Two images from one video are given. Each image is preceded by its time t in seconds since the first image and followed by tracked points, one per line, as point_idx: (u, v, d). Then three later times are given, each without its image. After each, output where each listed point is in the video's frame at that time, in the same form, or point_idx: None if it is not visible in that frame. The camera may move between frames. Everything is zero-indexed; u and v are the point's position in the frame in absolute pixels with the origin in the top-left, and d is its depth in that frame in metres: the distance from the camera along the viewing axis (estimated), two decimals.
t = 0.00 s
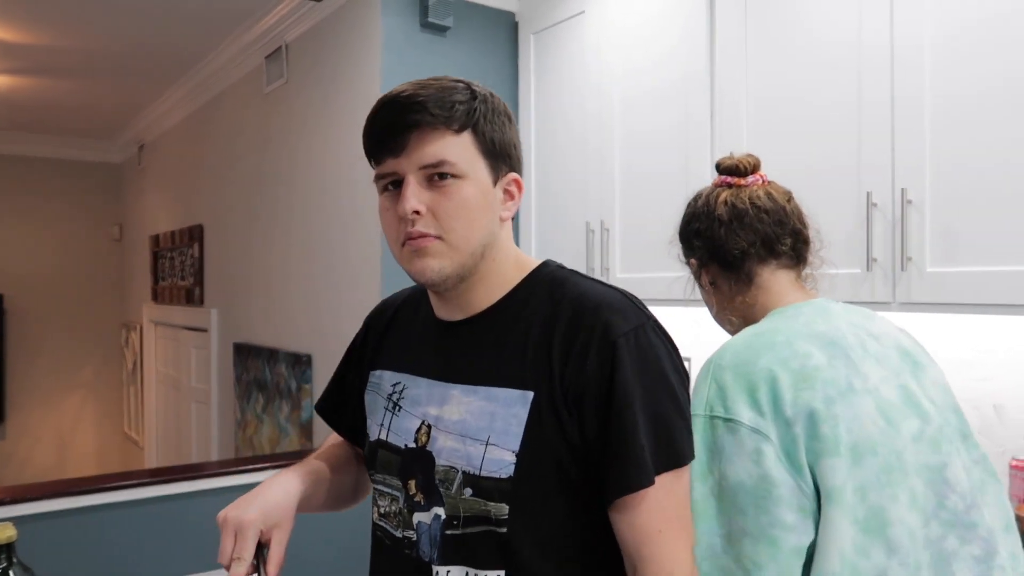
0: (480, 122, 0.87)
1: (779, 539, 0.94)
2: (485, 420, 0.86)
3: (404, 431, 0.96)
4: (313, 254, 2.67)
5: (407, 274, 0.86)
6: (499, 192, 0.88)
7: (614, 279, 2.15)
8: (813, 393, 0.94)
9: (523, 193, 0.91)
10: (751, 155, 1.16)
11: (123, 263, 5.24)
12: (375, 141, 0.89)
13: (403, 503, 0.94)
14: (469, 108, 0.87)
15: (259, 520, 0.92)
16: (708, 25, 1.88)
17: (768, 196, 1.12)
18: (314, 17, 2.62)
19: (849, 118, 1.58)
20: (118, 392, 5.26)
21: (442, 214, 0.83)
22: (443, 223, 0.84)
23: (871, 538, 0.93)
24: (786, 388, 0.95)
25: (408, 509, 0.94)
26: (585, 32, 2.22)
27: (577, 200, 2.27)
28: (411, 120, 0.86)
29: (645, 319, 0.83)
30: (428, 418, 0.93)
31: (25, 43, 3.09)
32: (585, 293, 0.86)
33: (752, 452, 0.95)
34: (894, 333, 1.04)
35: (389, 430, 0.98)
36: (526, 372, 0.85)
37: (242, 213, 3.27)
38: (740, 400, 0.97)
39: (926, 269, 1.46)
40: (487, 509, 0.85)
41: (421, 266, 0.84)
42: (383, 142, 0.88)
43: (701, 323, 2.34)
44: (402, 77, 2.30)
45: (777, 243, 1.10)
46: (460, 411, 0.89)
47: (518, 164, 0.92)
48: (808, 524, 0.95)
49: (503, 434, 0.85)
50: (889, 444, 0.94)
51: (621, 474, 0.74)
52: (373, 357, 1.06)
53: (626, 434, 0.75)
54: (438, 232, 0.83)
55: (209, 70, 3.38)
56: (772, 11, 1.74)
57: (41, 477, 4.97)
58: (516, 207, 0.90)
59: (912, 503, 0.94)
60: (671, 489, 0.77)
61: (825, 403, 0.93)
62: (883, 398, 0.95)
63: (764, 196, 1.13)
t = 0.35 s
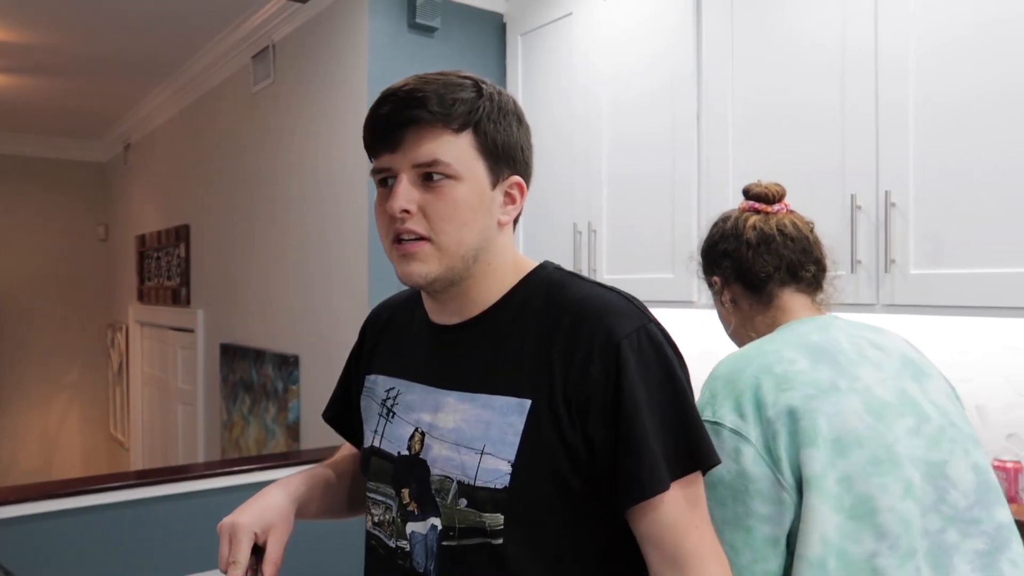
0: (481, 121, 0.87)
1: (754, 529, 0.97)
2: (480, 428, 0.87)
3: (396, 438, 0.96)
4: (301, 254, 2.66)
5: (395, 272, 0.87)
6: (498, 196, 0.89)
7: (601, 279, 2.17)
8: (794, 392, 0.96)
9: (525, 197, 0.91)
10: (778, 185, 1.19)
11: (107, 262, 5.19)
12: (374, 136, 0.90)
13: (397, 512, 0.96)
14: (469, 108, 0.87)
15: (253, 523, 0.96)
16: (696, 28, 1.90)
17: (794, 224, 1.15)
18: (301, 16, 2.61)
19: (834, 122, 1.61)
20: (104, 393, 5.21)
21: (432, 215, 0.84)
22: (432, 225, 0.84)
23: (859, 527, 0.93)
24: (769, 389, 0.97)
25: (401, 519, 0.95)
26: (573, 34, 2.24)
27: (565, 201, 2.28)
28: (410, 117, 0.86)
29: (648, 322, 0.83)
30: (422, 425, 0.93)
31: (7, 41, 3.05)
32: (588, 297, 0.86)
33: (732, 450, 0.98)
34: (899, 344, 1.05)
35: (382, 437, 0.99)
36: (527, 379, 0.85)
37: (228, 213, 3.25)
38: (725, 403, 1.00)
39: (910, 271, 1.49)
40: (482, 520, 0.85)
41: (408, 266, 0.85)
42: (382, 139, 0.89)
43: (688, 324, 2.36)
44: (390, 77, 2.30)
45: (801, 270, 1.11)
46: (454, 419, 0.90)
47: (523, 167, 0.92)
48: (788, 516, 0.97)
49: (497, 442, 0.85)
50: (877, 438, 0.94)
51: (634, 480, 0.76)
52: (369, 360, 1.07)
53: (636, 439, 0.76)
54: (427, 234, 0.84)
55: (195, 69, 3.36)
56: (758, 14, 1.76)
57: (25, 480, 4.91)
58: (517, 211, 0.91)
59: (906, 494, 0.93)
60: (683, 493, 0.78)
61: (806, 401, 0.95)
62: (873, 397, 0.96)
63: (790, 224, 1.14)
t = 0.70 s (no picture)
0: (484, 137, 0.87)
1: (791, 521, 1.02)
2: (462, 416, 0.87)
3: (379, 428, 0.95)
4: (298, 256, 2.66)
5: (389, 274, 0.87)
6: (492, 207, 0.89)
7: (598, 281, 2.17)
8: (831, 392, 1.01)
9: (517, 209, 0.92)
10: (807, 198, 1.27)
11: (104, 264, 5.19)
12: (378, 139, 0.89)
13: (380, 500, 0.94)
14: (475, 124, 0.87)
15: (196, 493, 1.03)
16: (693, 32, 1.90)
17: (825, 236, 1.23)
18: (299, 18, 2.61)
19: (831, 125, 1.61)
20: (100, 394, 5.20)
21: (431, 225, 0.84)
22: (430, 234, 0.84)
23: (904, 518, 0.97)
24: (807, 389, 1.03)
25: (384, 505, 0.93)
26: (570, 37, 2.24)
27: (562, 203, 2.28)
28: (416, 127, 0.85)
29: (623, 322, 0.85)
30: (404, 415, 0.92)
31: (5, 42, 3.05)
32: (564, 295, 0.87)
33: (771, 447, 1.03)
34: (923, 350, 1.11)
35: (364, 428, 0.97)
36: (504, 372, 0.86)
37: (226, 214, 3.25)
38: (763, 403, 1.05)
39: (906, 274, 1.49)
40: (464, 503, 0.85)
41: (403, 270, 0.85)
42: (386, 144, 0.88)
43: (685, 326, 2.36)
44: (388, 78, 2.30)
45: (833, 280, 1.21)
46: (438, 407, 0.89)
47: (517, 180, 0.93)
48: (830, 510, 1.01)
49: (480, 429, 0.85)
50: (914, 435, 0.99)
51: (599, 467, 0.76)
52: (350, 354, 1.06)
53: (602, 428, 0.78)
54: (425, 241, 0.84)
55: (192, 70, 3.36)
56: (754, 17, 1.76)
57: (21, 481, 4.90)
58: (508, 221, 0.91)
59: (944, 488, 0.98)
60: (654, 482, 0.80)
61: (845, 400, 1.00)
62: (906, 396, 1.01)
63: (821, 236, 1.23)
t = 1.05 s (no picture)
0: (493, 147, 0.88)
1: (818, 514, 1.06)
2: (463, 420, 0.86)
3: (377, 434, 0.95)
4: (296, 259, 2.66)
5: (392, 279, 0.86)
6: (494, 215, 0.90)
7: (597, 284, 2.17)
8: (848, 387, 1.09)
9: (514, 218, 0.93)
10: (776, 223, 1.40)
11: (103, 266, 5.18)
12: (385, 139, 0.88)
13: (379, 506, 0.94)
14: (486, 132, 0.87)
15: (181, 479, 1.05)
16: (690, 35, 1.90)
17: (790, 260, 1.36)
18: (298, 21, 2.61)
19: (829, 128, 1.61)
20: (98, 396, 5.19)
21: (441, 231, 0.84)
22: (440, 240, 0.84)
23: (935, 496, 1.06)
24: (825, 384, 1.10)
25: (383, 512, 0.94)
26: (569, 39, 2.24)
27: (560, 205, 2.28)
28: (430, 132, 0.85)
29: (617, 314, 0.85)
30: (403, 421, 0.92)
31: (3, 44, 3.05)
32: (555, 291, 0.88)
33: (795, 442, 1.07)
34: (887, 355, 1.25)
35: (362, 433, 0.97)
36: (504, 372, 0.86)
37: (224, 217, 3.25)
38: (782, 400, 1.10)
39: (904, 276, 1.49)
40: (467, 508, 0.85)
41: (408, 275, 0.85)
42: (395, 145, 0.87)
43: (683, 328, 2.36)
44: (386, 81, 2.31)
45: (802, 302, 1.33)
46: (437, 412, 0.89)
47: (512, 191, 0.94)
48: (862, 498, 1.07)
49: (481, 432, 0.85)
50: (922, 421, 1.10)
51: (611, 461, 0.76)
52: (340, 360, 1.05)
53: (611, 423, 0.77)
54: (434, 248, 0.84)
55: (190, 72, 3.36)
56: (752, 20, 1.77)
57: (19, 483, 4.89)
58: (505, 229, 0.92)
59: (955, 468, 1.09)
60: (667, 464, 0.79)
61: (861, 393, 1.09)
62: (903, 389, 1.13)
63: (788, 260, 1.35)
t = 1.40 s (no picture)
0: (493, 143, 0.89)
1: (795, 513, 1.06)
2: (465, 425, 0.87)
3: (379, 438, 0.95)
4: (294, 261, 2.66)
5: (394, 279, 0.86)
6: (495, 213, 0.90)
7: (595, 286, 2.17)
8: (809, 384, 1.11)
9: (516, 215, 0.93)
10: (724, 240, 1.42)
11: (101, 269, 5.19)
12: (385, 136, 0.89)
13: (381, 510, 0.94)
14: (486, 127, 0.88)
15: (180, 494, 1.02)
16: (689, 36, 1.91)
17: (741, 276, 1.39)
18: (295, 23, 2.61)
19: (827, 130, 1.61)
20: (97, 398, 5.18)
21: (442, 228, 0.84)
22: (441, 237, 0.85)
23: (903, 484, 1.07)
24: (786, 384, 1.11)
25: (385, 516, 0.93)
26: (567, 41, 2.24)
27: (559, 207, 2.29)
28: (430, 128, 0.85)
29: (623, 321, 0.86)
30: (405, 424, 0.92)
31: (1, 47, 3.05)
32: (562, 294, 0.88)
33: (764, 443, 1.08)
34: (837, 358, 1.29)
35: (364, 437, 0.97)
36: (507, 375, 0.86)
37: (223, 219, 3.25)
38: (747, 402, 1.11)
39: (901, 278, 1.49)
40: (469, 514, 0.85)
41: (411, 274, 0.85)
42: (395, 142, 0.87)
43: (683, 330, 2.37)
44: (384, 84, 2.31)
45: (753, 317, 1.36)
46: (439, 416, 0.89)
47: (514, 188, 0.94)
48: (833, 494, 1.07)
49: (484, 438, 0.85)
50: (878, 417, 1.13)
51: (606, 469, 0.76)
52: (343, 364, 1.05)
53: (610, 430, 0.78)
54: (436, 245, 0.84)
55: (188, 75, 3.36)
56: (750, 22, 1.77)
57: (18, 486, 4.88)
58: (508, 227, 0.92)
59: (915, 460, 1.12)
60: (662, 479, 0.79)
61: (822, 390, 1.11)
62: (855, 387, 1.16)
63: (739, 276, 1.38)
